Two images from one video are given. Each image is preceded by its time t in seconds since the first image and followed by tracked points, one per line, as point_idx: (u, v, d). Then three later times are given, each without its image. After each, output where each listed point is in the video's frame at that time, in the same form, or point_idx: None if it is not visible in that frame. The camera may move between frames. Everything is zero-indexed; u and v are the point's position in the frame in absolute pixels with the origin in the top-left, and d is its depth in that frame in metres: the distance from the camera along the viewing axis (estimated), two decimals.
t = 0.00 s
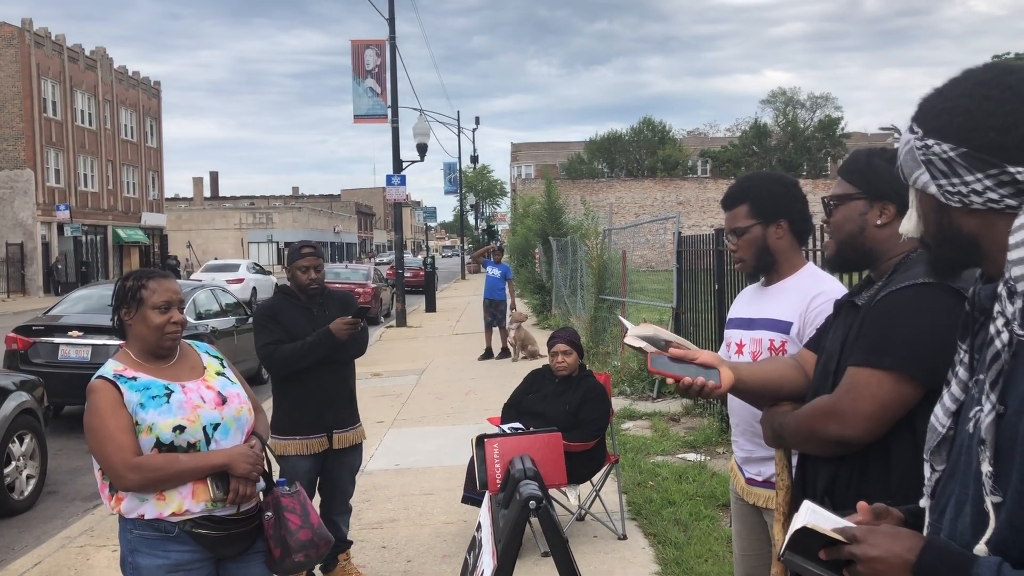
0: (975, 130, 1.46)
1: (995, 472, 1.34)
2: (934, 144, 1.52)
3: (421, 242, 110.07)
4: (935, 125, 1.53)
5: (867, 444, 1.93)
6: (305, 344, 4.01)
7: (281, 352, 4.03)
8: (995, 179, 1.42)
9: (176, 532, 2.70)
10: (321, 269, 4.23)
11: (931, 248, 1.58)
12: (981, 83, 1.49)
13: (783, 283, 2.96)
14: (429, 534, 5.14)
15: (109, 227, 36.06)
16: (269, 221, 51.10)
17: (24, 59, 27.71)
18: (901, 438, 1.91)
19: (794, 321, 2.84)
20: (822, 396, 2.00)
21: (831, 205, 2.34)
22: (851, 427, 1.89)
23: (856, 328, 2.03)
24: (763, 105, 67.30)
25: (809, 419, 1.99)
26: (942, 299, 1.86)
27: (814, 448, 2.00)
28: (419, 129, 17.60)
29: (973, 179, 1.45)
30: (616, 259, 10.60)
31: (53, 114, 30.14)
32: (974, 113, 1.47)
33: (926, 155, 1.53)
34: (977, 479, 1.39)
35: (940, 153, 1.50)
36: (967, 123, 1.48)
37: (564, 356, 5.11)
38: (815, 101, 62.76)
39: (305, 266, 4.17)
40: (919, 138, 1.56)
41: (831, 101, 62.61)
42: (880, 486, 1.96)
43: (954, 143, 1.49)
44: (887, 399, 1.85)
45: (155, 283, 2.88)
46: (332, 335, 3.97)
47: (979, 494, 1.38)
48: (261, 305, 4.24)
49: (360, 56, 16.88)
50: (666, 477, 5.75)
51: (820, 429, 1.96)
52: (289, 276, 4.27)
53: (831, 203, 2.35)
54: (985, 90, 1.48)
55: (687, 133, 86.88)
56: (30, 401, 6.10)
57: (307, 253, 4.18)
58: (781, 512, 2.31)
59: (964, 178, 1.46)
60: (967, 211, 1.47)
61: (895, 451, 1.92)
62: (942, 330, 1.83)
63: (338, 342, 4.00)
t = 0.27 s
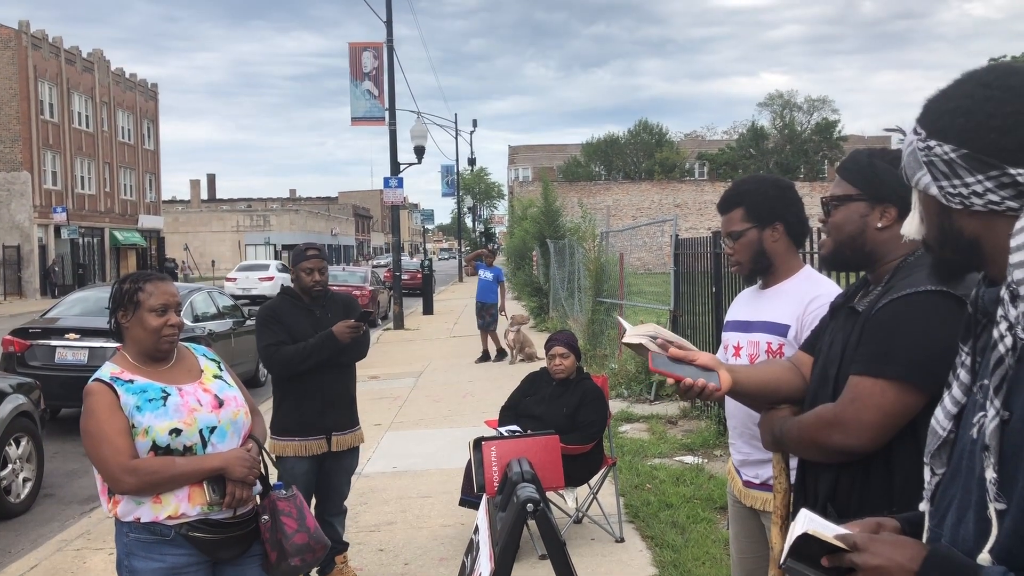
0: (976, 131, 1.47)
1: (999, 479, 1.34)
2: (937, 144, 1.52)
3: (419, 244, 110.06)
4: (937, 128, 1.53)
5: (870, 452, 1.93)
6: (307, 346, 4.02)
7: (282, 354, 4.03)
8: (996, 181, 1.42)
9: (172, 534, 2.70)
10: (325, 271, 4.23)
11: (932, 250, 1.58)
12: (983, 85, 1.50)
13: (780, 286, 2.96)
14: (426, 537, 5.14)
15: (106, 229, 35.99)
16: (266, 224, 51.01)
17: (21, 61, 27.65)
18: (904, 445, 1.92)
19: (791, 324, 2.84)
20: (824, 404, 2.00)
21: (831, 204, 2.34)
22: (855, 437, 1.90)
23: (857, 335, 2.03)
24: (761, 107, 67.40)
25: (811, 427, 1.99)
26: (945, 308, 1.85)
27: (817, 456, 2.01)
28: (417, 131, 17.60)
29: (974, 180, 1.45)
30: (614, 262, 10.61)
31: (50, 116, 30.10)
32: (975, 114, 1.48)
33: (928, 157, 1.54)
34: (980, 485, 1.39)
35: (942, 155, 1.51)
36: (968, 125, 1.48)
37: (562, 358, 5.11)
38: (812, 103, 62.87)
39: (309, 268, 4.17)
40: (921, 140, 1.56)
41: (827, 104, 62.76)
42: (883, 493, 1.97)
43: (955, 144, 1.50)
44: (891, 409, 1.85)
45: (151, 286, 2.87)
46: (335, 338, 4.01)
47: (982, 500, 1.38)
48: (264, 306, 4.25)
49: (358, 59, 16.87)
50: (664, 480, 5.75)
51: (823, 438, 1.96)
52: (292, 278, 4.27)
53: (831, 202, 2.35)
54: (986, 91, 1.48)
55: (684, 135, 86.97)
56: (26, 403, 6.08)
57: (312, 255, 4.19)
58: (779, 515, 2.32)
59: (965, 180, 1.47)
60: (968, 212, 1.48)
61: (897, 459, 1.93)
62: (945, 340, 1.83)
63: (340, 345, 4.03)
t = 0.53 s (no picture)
0: (978, 135, 1.47)
1: (1009, 489, 1.33)
2: (937, 150, 1.53)
3: (417, 246, 110.06)
4: (936, 134, 1.53)
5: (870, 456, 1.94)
6: (308, 347, 4.03)
7: (282, 354, 4.03)
8: (996, 185, 1.42)
9: (169, 537, 2.69)
10: (326, 272, 4.24)
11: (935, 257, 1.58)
12: (980, 89, 1.50)
13: (778, 289, 2.97)
14: (424, 539, 5.14)
15: (105, 231, 35.94)
16: (265, 226, 50.97)
17: (19, 63, 27.62)
18: (904, 450, 1.92)
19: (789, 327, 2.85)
20: (824, 407, 2.01)
21: (826, 211, 2.35)
22: (854, 440, 1.90)
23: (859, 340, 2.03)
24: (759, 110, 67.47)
25: (810, 430, 2.00)
26: (949, 315, 1.85)
27: (816, 459, 2.01)
28: (416, 133, 17.60)
29: (976, 184, 1.45)
30: (612, 265, 10.61)
31: (48, 117, 30.08)
32: (972, 118, 1.48)
33: (928, 164, 1.54)
34: (990, 496, 1.39)
35: (942, 160, 1.51)
36: (966, 130, 1.49)
37: (561, 361, 5.11)
38: (810, 106, 62.95)
39: (311, 269, 4.17)
40: (922, 147, 1.57)
41: (825, 106, 62.82)
42: (881, 497, 1.98)
43: (955, 149, 1.50)
44: (890, 414, 1.86)
45: (149, 288, 2.87)
46: (336, 340, 4.03)
47: (991, 511, 1.38)
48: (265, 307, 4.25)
49: (356, 61, 16.84)
50: (662, 483, 5.75)
51: (821, 441, 1.97)
52: (292, 279, 4.27)
53: (825, 211, 2.36)
54: (984, 93, 1.49)
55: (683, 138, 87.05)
56: (24, 405, 6.07)
57: (313, 256, 4.20)
58: (777, 519, 2.33)
59: (964, 184, 1.47)
60: (971, 216, 1.47)
61: (898, 464, 1.93)
62: (948, 347, 1.82)
63: (341, 347, 4.06)
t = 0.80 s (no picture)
0: (978, 148, 1.39)
1: None
2: (939, 175, 1.42)
3: (415, 248, 110.09)
4: (931, 159, 1.44)
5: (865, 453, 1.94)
6: (306, 347, 4.03)
7: (281, 355, 4.03)
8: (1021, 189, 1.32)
9: (167, 537, 2.69)
10: (324, 272, 4.24)
11: (959, 296, 1.39)
12: (956, 106, 1.46)
13: (777, 290, 2.96)
14: (422, 541, 5.13)
15: (103, 231, 35.92)
16: (263, 227, 50.96)
17: (18, 63, 27.60)
18: (900, 449, 1.92)
19: (788, 329, 2.85)
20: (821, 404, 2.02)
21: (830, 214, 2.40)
22: (848, 436, 1.91)
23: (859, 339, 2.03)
24: (757, 112, 67.58)
25: (806, 427, 2.01)
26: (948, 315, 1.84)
27: (812, 455, 2.02)
28: (414, 134, 17.61)
29: (994, 195, 1.34)
30: (610, 266, 10.62)
31: (47, 118, 30.07)
32: (969, 132, 1.41)
33: (931, 192, 1.42)
34: None
35: (947, 181, 1.40)
36: (965, 145, 1.40)
37: (559, 362, 5.10)
38: (809, 108, 63.08)
39: (309, 269, 4.18)
40: (916, 180, 1.44)
41: (823, 108, 62.93)
42: (878, 496, 1.97)
43: (959, 166, 1.40)
44: (885, 410, 1.86)
45: (147, 288, 2.87)
46: (335, 340, 4.02)
47: None
48: (265, 308, 4.25)
49: (356, 62, 16.84)
50: (660, 484, 5.75)
51: (816, 437, 1.98)
52: (291, 279, 4.27)
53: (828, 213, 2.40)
54: (959, 111, 1.45)
55: (681, 140, 87.13)
56: (22, 405, 6.06)
57: (310, 256, 4.20)
58: (777, 519, 2.33)
59: (988, 196, 1.34)
60: (1002, 230, 1.32)
61: (894, 463, 1.93)
62: (948, 347, 1.81)
63: (340, 347, 4.05)
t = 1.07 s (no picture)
0: (969, 167, 1.36)
1: None
2: (930, 199, 1.39)
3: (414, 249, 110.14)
4: (921, 182, 1.41)
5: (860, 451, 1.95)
6: (305, 349, 4.04)
7: (279, 357, 4.04)
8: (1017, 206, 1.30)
9: (167, 538, 2.70)
10: (322, 273, 4.25)
11: (958, 318, 1.37)
12: (937, 124, 1.45)
13: (774, 293, 2.97)
14: (421, 542, 5.14)
15: (103, 232, 35.91)
16: (263, 228, 50.97)
17: (17, 64, 27.59)
18: (895, 448, 1.93)
19: (785, 332, 2.86)
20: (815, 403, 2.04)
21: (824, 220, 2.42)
22: (841, 434, 1.93)
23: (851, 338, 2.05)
24: (756, 114, 67.65)
25: (800, 426, 2.03)
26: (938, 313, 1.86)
27: (807, 455, 2.03)
28: (413, 135, 17.62)
29: (991, 214, 1.31)
30: (609, 267, 10.63)
31: (46, 119, 30.07)
32: (957, 152, 1.38)
33: (923, 217, 1.38)
34: None
35: (940, 206, 1.37)
36: (955, 165, 1.38)
37: (558, 364, 5.11)
38: (808, 110, 63.14)
39: (306, 270, 4.19)
40: (906, 206, 1.41)
41: (823, 110, 62.97)
42: (874, 495, 1.98)
43: (952, 189, 1.38)
44: (876, 408, 1.88)
45: (146, 290, 2.88)
46: (333, 342, 4.03)
47: None
48: (263, 310, 4.26)
49: (355, 63, 16.86)
50: (658, 486, 5.76)
51: (810, 435, 2.00)
52: (289, 281, 4.28)
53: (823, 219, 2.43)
54: (943, 129, 1.43)
55: (680, 141, 87.19)
56: (22, 406, 6.07)
57: (308, 257, 4.21)
58: (773, 522, 2.33)
59: (984, 217, 1.31)
60: (1001, 250, 1.30)
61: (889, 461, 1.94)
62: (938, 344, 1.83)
63: (338, 349, 4.05)
